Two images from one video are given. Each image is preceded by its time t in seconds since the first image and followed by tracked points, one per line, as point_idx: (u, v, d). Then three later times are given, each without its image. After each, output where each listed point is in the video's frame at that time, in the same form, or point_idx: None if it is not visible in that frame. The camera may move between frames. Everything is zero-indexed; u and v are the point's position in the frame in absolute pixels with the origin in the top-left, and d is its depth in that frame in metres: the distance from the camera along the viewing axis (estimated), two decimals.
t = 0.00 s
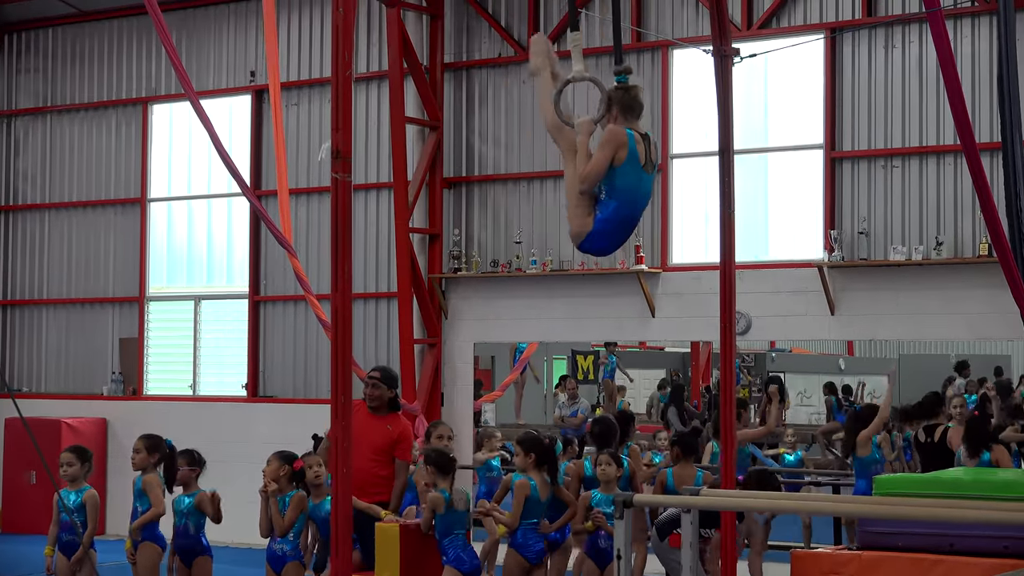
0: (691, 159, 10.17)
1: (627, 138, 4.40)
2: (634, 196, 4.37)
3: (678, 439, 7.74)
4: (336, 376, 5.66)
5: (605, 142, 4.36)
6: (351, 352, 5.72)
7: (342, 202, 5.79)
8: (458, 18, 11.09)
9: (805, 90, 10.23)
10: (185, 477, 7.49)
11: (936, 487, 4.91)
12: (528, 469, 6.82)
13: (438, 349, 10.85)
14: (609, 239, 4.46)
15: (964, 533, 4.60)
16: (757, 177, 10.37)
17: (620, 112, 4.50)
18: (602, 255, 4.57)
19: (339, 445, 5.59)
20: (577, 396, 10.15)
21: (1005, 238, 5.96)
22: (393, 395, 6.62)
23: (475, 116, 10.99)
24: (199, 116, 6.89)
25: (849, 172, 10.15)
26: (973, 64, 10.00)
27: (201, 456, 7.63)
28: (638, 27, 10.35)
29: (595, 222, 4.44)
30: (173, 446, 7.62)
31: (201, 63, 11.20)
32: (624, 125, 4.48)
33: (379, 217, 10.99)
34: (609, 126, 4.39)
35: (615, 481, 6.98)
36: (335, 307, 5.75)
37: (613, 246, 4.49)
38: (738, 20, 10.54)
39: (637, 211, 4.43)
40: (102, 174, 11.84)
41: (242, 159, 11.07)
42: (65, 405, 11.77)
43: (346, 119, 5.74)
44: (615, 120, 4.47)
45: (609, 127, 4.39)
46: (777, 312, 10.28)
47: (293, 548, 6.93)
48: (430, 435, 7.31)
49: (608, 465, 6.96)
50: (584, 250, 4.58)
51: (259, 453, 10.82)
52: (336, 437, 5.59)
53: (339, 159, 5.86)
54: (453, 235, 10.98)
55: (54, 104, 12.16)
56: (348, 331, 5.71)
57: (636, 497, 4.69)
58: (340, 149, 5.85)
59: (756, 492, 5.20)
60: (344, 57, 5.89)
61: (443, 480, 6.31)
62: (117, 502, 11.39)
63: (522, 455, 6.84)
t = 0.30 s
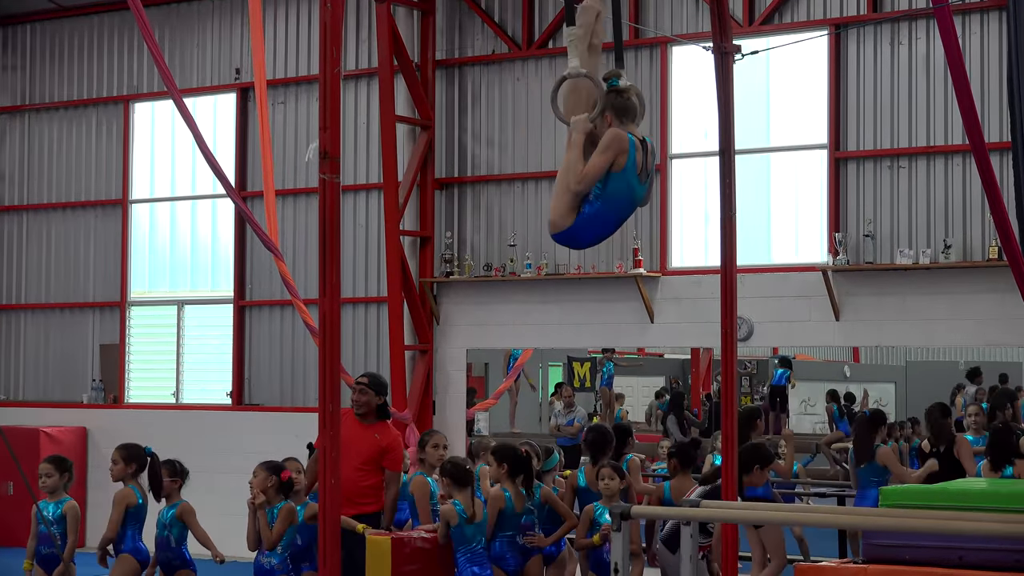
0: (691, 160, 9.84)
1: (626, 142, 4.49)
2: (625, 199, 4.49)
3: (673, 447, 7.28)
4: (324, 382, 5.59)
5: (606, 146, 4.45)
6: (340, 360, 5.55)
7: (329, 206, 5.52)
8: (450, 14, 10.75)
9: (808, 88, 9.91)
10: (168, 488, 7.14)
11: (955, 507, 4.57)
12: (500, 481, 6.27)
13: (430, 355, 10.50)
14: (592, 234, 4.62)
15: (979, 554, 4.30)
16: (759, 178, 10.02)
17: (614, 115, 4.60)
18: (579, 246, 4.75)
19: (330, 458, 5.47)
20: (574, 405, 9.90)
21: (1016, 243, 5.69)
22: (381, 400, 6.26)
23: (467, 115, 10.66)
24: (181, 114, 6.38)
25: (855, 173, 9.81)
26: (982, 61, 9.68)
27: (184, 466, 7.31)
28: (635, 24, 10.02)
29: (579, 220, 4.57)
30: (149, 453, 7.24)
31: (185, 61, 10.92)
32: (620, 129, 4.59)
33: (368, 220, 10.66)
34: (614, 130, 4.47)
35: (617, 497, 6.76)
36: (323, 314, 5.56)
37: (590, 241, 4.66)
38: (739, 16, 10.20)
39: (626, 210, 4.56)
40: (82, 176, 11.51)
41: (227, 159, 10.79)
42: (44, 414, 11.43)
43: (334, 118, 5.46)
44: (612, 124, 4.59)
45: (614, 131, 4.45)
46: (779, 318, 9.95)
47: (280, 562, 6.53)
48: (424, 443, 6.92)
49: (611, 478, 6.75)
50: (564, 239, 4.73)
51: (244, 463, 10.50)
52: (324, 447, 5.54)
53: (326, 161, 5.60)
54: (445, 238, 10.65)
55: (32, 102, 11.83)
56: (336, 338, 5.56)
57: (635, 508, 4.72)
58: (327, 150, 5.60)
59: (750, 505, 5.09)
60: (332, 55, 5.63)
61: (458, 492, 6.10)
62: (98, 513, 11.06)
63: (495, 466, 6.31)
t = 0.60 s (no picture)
0: (699, 158, 9.52)
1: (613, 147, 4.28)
2: (610, 204, 4.30)
3: (678, 459, 6.81)
4: (320, 390, 5.27)
5: (591, 152, 4.23)
6: (337, 367, 5.29)
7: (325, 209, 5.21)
8: (450, 9, 10.44)
9: (819, 84, 9.58)
10: (157, 500, 6.70)
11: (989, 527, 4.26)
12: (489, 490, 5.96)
13: (430, 361, 10.18)
14: (577, 239, 4.43)
15: (1007, 574, 4.01)
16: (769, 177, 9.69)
17: (606, 119, 4.35)
18: (566, 250, 4.56)
19: (324, 468, 5.24)
20: (579, 411, 9.54)
21: None
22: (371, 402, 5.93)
23: (468, 112, 10.34)
24: (171, 112, 6.18)
25: (868, 172, 9.48)
26: (1001, 56, 9.35)
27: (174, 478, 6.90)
28: (641, 18, 9.70)
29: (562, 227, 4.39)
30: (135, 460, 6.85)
31: (175, 58, 10.63)
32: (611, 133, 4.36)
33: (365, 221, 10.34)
34: (601, 136, 4.25)
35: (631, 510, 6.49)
36: (319, 319, 5.26)
37: (577, 245, 4.48)
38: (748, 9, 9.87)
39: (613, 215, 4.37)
40: (70, 177, 11.20)
41: (220, 160, 10.50)
42: (32, 422, 11.12)
43: (331, 116, 5.21)
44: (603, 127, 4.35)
45: (600, 137, 4.23)
46: (791, 322, 9.63)
47: None
48: (428, 451, 6.49)
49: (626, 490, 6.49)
50: (549, 243, 4.56)
51: (239, 473, 10.21)
52: (320, 458, 5.24)
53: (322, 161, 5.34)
54: (445, 239, 10.32)
55: (19, 100, 11.52)
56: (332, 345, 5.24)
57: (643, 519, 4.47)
58: (323, 150, 5.34)
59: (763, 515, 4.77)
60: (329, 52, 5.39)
61: (470, 501, 5.75)
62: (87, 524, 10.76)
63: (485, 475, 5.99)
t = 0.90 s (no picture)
0: (704, 160, 9.21)
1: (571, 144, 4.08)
2: (580, 203, 4.11)
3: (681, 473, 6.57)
4: (311, 399, 4.94)
5: (546, 152, 4.04)
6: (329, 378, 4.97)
7: (318, 213, 4.88)
8: (446, 7, 10.14)
9: (828, 83, 9.27)
10: (142, 515, 6.31)
11: None
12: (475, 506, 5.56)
13: (426, 371, 9.85)
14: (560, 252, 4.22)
15: None
16: (777, 178, 9.36)
17: (571, 115, 4.17)
18: (557, 268, 4.36)
19: (317, 481, 4.92)
20: (580, 422, 9.20)
21: None
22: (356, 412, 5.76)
23: (465, 114, 10.02)
24: (157, 114, 6.11)
25: (880, 173, 9.16)
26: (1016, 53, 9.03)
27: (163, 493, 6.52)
28: (645, 15, 9.40)
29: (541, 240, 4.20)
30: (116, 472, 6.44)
31: (162, 58, 10.36)
32: (576, 129, 4.17)
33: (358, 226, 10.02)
34: (555, 133, 4.05)
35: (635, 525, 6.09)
36: (311, 329, 4.88)
37: (565, 260, 4.27)
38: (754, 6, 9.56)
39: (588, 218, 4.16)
40: (54, 181, 10.89)
41: (208, 163, 10.22)
42: (14, 434, 10.79)
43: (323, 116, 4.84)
44: (568, 127, 4.17)
45: (553, 134, 4.04)
46: (799, 329, 9.30)
47: None
48: (432, 464, 6.36)
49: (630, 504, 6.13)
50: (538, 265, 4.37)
51: (228, 487, 9.91)
52: (311, 470, 4.92)
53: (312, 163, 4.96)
54: (441, 245, 9.99)
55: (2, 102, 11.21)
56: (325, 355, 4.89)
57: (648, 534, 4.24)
58: (314, 152, 4.96)
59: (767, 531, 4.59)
60: (321, 50, 5.04)
61: (449, 527, 5.29)
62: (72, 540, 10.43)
63: (472, 489, 5.58)
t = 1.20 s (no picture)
0: (715, 166, 8.90)
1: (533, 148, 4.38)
2: (548, 203, 4.41)
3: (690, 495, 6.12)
4: (309, 412, 4.68)
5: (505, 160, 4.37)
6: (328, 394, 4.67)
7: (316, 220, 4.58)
8: (447, 8, 9.84)
9: (842, 86, 8.96)
10: (131, 536, 5.89)
11: None
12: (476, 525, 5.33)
13: (428, 385, 9.56)
14: (549, 258, 4.47)
15: None
16: (791, 185, 9.05)
17: (535, 119, 4.37)
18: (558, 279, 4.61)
19: (317, 502, 4.63)
20: (587, 438, 8.87)
21: None
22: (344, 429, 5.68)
23: (468, 118, 9.71)
24: (150, 120, 5.57)
25: (896, 180, 8.84)
26: None
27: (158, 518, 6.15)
28: (653, 17, 9.09)
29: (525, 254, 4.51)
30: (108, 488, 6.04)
31: (154, 62, 10.12)
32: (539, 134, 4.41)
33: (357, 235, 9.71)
34: (512, 139, 4.36)
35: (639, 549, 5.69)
36: (308, 344, 4.60)
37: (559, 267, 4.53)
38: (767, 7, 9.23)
39: (560, 223, 4.45)
40: (42, 189, 10.61)
41: (202, 170, 9.98)
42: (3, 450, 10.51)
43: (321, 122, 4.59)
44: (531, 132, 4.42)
45: (509, 142, 4.36)
46: (813, 342, 8.99)
47: None
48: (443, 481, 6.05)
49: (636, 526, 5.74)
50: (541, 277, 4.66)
51: (223, 505, 9.63)
52: (310, 487, 4.65)
53: (312, 172, 4.70)
54: (443, 254, 9.68)
55: None
56: (322, 370, 4.62)
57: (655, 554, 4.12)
58: (314, 160, 4.71)
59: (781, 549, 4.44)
60: (320, 53, 4.79)
61: (393, 546, 5.14)
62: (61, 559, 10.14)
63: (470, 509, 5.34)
